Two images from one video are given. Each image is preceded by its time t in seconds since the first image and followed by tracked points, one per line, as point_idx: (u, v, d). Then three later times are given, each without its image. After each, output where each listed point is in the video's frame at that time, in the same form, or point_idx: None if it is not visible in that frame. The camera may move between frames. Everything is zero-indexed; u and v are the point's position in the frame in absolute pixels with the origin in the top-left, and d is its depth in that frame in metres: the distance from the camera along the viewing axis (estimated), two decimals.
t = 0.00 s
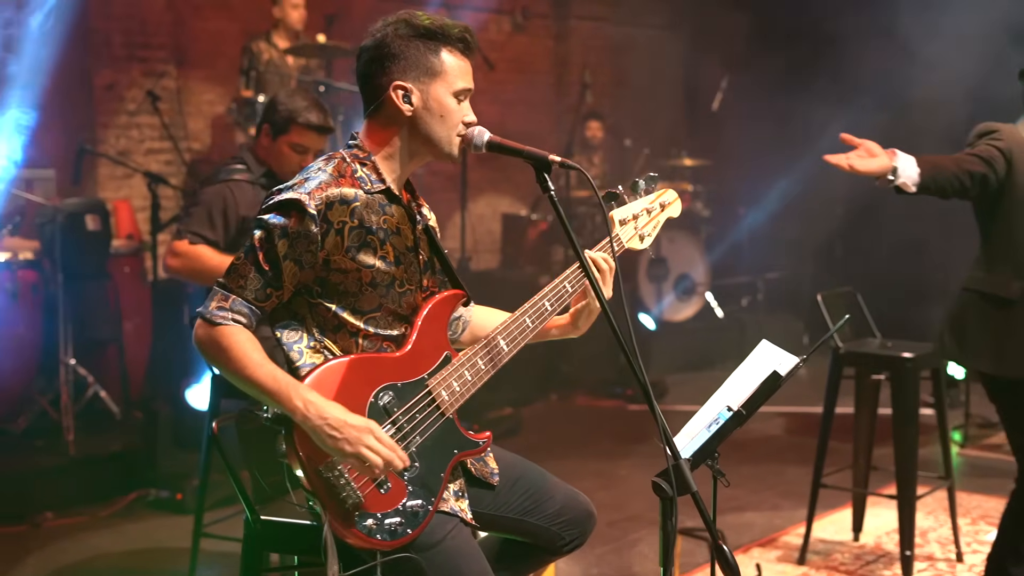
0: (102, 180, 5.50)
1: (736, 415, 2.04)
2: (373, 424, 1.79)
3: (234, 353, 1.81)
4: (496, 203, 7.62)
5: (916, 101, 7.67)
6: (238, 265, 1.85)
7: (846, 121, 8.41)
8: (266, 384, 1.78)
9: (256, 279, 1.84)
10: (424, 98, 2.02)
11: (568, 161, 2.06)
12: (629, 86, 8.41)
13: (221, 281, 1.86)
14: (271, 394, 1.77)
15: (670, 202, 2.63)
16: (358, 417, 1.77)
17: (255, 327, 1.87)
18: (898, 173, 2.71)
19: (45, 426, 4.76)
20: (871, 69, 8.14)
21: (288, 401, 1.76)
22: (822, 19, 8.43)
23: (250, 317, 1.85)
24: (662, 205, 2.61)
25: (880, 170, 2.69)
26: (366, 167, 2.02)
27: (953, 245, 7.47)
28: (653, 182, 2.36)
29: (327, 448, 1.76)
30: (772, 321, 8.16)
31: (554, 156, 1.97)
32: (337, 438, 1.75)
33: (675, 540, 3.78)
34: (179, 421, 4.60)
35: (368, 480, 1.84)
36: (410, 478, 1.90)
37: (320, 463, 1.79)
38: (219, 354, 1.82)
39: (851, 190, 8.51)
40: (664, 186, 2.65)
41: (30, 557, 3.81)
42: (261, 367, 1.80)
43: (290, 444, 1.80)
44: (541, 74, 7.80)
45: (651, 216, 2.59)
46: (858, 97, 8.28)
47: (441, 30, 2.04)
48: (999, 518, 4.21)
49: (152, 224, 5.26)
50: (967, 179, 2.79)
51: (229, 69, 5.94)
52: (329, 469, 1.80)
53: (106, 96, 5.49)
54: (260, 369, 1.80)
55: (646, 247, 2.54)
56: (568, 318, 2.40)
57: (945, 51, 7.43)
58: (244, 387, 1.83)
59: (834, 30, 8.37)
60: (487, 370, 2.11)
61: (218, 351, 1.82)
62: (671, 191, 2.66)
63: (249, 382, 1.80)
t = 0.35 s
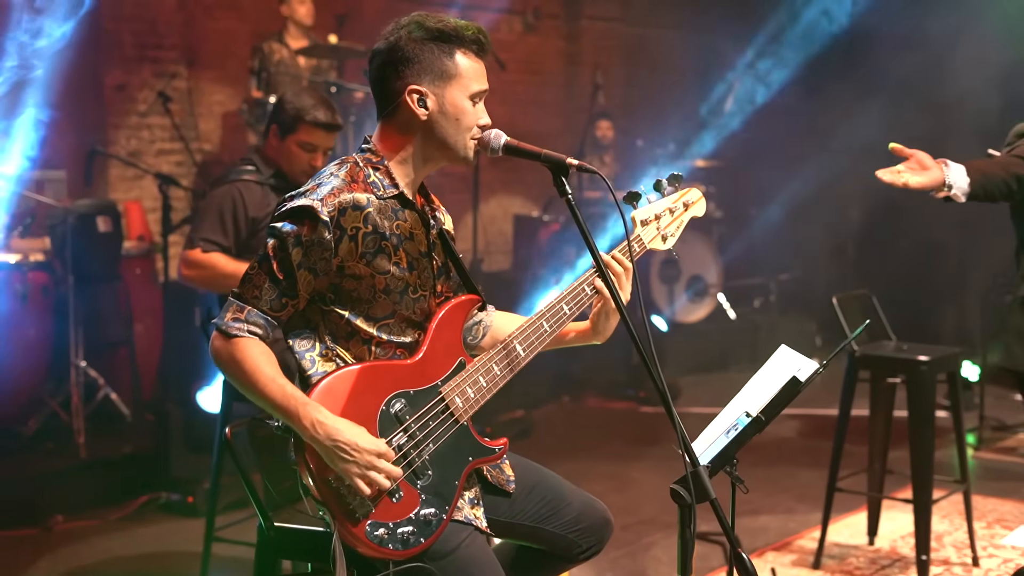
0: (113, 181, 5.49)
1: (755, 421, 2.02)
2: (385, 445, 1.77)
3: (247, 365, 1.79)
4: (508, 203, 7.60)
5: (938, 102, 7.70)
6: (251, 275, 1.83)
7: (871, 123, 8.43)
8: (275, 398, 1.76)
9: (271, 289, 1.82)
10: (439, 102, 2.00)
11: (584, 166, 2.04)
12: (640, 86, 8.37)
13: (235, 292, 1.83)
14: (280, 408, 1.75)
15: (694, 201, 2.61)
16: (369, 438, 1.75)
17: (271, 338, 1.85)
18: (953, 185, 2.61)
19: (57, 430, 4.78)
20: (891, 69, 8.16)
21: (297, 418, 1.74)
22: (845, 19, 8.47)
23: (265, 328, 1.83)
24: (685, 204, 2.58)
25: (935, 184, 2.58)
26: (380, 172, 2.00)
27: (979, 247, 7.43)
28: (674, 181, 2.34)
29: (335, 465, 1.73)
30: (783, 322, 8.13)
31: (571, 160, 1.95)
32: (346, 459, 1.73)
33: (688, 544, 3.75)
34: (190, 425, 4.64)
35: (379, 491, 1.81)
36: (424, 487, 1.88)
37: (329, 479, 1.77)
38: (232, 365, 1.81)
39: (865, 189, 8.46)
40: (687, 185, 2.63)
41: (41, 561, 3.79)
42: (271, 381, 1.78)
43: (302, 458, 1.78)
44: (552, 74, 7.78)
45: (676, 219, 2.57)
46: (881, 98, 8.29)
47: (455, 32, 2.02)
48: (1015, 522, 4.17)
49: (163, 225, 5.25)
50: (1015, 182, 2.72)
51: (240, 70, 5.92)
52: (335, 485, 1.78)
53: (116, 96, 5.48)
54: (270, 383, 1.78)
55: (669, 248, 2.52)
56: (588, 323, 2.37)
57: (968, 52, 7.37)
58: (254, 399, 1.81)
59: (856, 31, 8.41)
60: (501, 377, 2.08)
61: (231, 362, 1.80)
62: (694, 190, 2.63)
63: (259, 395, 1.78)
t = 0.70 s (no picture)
0: (110, 180, 5.46)
1: (753, 423, 1.98)
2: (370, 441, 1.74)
3: (230, 363, 1.77)
4: (507, 203, 7.56)
5: (947, 90, 7.69)
6: (237, 273, 1.81)
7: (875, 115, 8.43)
8: (260, 396, 1.74)
9: (256, 288, 1.80)
10: (433, 97, 1.97)
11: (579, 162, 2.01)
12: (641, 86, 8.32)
13: (222, 288, 1.82)
14: (264, 407, 1.73)
15: (699, 196, 2.57)
16: (354, 435, 1.72)
17: (256, 336, 1.83)
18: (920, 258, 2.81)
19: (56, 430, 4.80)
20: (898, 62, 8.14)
21: (281, 416, 1.72)
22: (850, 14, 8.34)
23: (252, 327, 1.81)
24: (691, 199, 2.55)
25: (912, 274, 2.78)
26: (370, 168, 1.97)
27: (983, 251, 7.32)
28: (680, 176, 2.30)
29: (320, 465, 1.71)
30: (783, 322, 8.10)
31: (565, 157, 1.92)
32: (330, 457, 1.70)
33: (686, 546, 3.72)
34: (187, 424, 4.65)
35: (366, 491, 1.79)
36: (412, 488, 1.85)
37: (314, 478, 1.75)
38: (217, 363, 1.79)
39: (870, 186, 8.50)
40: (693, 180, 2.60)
41: (35, 562, 3.76)
42: (257, 379, 1.76)
43: (286, 458, 1.76)
44: (552, 73, 7.73)
45: (681, 213, 2.54)
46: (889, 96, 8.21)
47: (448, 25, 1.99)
48: (1016, 524, 4.14)
49: (160, 225, 5.22)
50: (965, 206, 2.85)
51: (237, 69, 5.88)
52: (320, 484, 1.76)
53: (113, 96, 5.45)
54: (255, 382, 1.76)
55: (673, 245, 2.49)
56: (590, 316, 2.34)
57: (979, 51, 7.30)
58: (240, 397, 1.79)
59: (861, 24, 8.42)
60: (495, 375, 2.05)
61: (217, 360, 1.79)
62: (700, 185, 2.60)
63: (244, 394, 1.76)
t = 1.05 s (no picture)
0: (106, 180, 5.44)
1: (741, 428, 1.96)
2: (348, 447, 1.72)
3: (209, 372, 1.76)
4: (506, 203, 7.53)
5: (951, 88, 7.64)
6: (218, 280, 1.79)
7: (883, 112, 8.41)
8: (238, 404, 1.73)
9: (236, 295, 1.79)
10: (415, 101, 1.95)
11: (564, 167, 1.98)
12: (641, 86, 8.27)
13: (201, 294, 1.80)
14: (243, 415, 1.72)
15: (688, 209, 2.54)
16: (332, 442, 1.71)
17: (235, 343, 1.81)
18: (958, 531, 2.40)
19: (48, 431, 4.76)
20: (903, 62, 8.09)
21: (260, 423, 1.70)
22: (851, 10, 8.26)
23: (229, 333, 1.80)
24: (679, 212, 2.51)
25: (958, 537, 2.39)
26: (356, 176, 1.94)
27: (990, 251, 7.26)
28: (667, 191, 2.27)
29: (299, 473, 1.70)
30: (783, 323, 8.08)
31: (549, 160, 1.89)
32: (307, 464, 1.69)
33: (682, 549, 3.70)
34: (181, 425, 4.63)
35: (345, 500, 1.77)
36: (393, 498, 1.82)
37: (293, 487, 1.73)
38: (194, 370, 1.77)
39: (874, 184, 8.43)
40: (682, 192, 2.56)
41: (27, 564, 3.73)
42: (235, 388, 1.74)
43: (265, 468, 1.75)
44: (551, 73, 7.69)
45: (668, 228, 2.50)
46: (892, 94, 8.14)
47: (428, 28, 1.97)
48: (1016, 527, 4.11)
49: (155, 225, 5.19)
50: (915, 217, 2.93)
51: (234, 69, 5.85)
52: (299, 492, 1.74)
53: (110, 96, 5.43)
54: (233, 391, 1.74)
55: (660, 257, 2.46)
56: (574, 327, 2.31)
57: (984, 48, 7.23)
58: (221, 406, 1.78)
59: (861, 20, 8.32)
60: (480, 384, 2.02)
61: (193, 366, 1.77)
62: (690, 198, 2.56)
63: (224, 402, 1.75)
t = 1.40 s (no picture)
0: (104, 180, 5.42)
1: (722, 431, 1.94)
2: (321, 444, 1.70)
3: (181, 365, 1.74)
4: (507, 202, 7.50)
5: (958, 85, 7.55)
6: (192, 273, 1.77)
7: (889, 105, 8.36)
8: (207, 399, 1.70)
9: (210, 288, 1.76)
10: (399, 98, 1.92)
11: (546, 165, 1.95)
12: (643, 85, 8.22)
13: (177, 286, 1.78)
14: (213, 412, 1.69)
15: (681, 193, 2.51)
16: (303, 439, 1.69)
17: (211, 337, 1.79)
18: None
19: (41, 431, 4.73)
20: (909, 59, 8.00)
21: (230, 419, 1.68)
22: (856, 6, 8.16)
23: (206, 328, 1.77)
24: (671, 196, 2.49)
25: None
26: (332, 168, 1.92)
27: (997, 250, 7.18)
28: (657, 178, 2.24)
29: (270, 470, 1.68)
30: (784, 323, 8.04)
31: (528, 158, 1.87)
32: (279, 460, 1.67)
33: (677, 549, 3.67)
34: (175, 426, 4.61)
35: (319, 495, 1.75)
36: (369, 492, 1.80)
37: (264, 482, 1.71)
38: (167, 364, 1.75)
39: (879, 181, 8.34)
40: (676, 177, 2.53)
41: (17, 565, 3.72)
42: (206, 382, 1.72)
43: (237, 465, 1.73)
44: (553, 72, 7.64)
45: (659, 211, 2.48)
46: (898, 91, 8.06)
47: (419, 26, 1.93)
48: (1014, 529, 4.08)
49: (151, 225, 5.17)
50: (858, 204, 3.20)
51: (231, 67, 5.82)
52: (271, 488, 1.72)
53: (108, 96, 5.40)
54: (204, 384, 1.72)
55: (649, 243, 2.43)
56: (560, 322, 2.29)
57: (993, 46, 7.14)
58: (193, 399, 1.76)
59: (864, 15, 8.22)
60: (460, 376, 2.00)
61: (168, 362, 1.75)
62: (683, 181, 2.54)
63: (195, 396, 1.73)
